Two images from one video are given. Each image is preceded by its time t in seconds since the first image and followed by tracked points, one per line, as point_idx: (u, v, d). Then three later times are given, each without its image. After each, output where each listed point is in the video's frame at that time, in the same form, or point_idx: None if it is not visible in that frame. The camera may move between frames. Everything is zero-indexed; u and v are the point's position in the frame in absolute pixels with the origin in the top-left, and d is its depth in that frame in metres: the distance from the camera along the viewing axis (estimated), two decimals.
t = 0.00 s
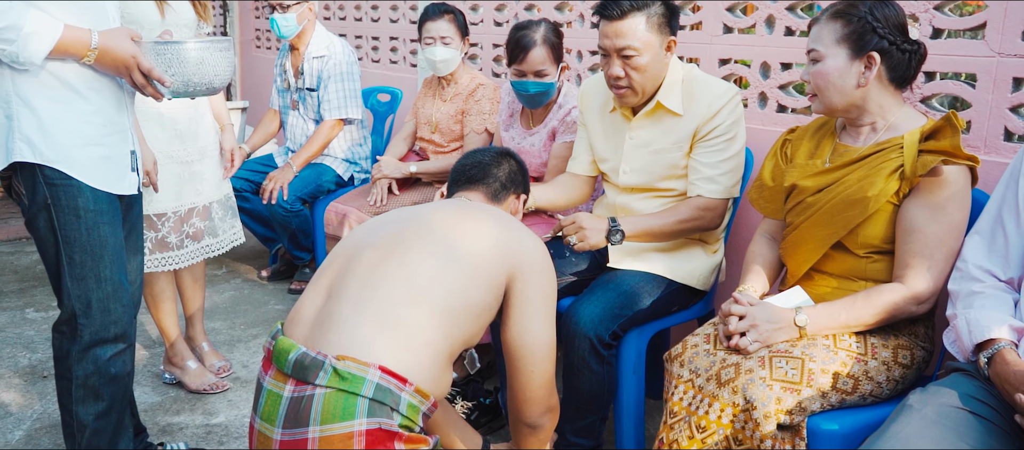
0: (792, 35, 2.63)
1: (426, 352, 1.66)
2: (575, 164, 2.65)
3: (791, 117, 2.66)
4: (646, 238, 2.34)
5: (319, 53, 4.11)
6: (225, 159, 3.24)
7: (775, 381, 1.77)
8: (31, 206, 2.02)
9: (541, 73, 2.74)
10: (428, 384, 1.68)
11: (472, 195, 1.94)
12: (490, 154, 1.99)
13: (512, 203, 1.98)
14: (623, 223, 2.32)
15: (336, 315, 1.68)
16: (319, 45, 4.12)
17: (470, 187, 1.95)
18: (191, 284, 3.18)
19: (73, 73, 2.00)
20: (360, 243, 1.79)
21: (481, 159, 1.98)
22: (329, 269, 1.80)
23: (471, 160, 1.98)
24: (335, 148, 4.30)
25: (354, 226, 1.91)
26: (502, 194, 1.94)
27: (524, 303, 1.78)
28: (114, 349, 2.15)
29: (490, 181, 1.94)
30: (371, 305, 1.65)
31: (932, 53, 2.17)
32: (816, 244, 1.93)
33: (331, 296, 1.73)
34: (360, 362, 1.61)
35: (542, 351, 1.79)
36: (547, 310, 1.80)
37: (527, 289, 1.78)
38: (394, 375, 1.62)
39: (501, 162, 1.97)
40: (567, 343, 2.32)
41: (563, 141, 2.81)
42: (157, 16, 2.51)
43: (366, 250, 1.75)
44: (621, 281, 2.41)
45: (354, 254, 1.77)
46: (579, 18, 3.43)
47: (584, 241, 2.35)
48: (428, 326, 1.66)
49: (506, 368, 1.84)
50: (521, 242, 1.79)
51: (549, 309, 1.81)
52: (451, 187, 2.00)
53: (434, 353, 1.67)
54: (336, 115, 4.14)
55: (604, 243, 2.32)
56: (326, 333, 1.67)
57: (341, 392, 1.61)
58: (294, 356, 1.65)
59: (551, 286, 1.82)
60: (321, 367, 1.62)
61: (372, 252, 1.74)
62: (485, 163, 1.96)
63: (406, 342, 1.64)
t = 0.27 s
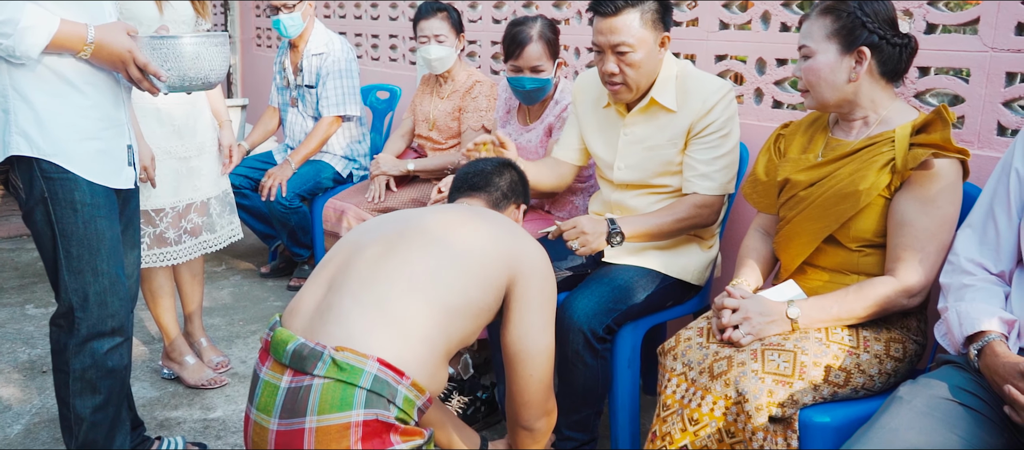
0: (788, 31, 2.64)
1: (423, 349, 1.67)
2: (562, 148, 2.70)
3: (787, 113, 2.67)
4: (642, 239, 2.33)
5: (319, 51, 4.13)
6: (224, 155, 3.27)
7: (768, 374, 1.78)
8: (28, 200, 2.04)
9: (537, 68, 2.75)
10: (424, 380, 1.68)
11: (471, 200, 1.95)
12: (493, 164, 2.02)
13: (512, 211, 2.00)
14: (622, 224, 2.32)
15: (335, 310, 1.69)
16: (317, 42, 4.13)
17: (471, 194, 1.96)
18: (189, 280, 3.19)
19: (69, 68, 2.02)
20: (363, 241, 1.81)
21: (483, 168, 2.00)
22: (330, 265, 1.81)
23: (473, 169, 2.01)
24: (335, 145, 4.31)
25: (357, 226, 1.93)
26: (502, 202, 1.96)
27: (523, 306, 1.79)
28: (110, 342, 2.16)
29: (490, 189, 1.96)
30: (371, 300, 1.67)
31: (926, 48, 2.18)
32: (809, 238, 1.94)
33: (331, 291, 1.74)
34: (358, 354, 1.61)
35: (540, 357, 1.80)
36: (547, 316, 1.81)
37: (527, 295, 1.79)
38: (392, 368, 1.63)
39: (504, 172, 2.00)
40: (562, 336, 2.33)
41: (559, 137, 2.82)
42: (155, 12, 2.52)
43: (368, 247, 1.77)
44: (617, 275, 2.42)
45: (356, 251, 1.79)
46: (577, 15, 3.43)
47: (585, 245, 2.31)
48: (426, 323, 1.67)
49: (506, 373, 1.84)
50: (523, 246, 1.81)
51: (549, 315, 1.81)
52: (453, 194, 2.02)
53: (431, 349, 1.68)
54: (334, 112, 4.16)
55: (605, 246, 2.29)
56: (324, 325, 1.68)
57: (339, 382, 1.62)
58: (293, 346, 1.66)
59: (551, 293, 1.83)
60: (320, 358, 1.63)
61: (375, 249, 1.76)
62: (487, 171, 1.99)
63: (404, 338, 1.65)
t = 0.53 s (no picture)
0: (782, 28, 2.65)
1: (420, 343, 1.68)
2: (551, 132, 2.69)
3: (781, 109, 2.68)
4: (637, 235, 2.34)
5: (319, 50, 4.14)
6: (220, 151, 3.29)
7: (759, 367, 1.79)
8: (25, 194, 2.05)
9: (532, 65, 2.76)
10: (420, 374, 1.69)
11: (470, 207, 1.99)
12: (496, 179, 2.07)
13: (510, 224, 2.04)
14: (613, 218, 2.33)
15: (334, 303, 1.70)
16: (315, 40, 4.15)
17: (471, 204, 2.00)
18: (187, 277, 3.20)
19: (65, 63, 2.03)
20: (364, 238, 1.83)
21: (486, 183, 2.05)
22: (330, 261, 1.83)
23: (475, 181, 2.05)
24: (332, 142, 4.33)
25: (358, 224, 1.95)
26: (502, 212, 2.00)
27: (523, 307, 1.81)
28: (107, 336, 2.17)
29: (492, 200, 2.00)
30: (369, 294, 1.68)
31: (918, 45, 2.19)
32: (800, 234, 1.95)
33: (330, 285, 1.75)
34: (355, 346, 1.63)
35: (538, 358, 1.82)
36: (545, 318, 1.83)
37: (527, 297, 1.81)
38: (388, 361, 1.64)
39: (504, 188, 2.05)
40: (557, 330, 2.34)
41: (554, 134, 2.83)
42: (153, 9, 2.54)
43: (370, 244, 1.79)
44: (612, 269, 2.44)
45: (357, 247, 1.80)
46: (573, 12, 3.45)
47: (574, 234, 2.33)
48: (425, 318, 1.69)
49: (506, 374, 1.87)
50: (524, 247, 1.83)
51: (548, 316, 1.84)
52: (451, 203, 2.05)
53: (428, 344, 1.69)
54: (332, 110, 4.17)
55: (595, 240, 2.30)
56: (322, 317, 1.69)
57: (335, 373, 1.63)
58: (290, 337, 1.67)
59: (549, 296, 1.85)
60: (317, 348, 1.64)
61: (376, 246, 1.77)
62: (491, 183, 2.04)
63: (402, 332, 1.66)
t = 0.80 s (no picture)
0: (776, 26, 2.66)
1: (418, 338, 1.70)
2: (544, 130, 2.69)
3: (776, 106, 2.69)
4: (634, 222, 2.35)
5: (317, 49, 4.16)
6: (219, 149, 3.31)
7: (750, 361, 1.80)
8: (24, 190, 2.07)
9: (528, 63, 2.78)
10: (417, 368, 1.71)
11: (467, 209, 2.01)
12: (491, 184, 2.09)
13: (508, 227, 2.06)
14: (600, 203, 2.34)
15: (334, 297, 1.72)
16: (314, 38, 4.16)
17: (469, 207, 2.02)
18: (186, 273, 3.22)
19: (63, 60, 2.05)
20: (365, 235, 1.84)
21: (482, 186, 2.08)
22: (330, 257, 1.84)
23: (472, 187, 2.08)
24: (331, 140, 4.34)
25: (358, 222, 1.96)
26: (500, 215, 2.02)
27: (522, 307, 1.84)
28: (106, 331, 2.19)
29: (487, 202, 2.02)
30: (369, 290, 1.70)
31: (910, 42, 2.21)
32: (792, 229, 1.97)
33: (330, 280, 1.77)
34: (353, 338, 1.65)
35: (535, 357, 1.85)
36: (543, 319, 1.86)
37: (526, 297, 1.84)
38: (385, 354, 1.66)
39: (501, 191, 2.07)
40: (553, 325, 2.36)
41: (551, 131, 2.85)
42: (151, 8, 2.55)
43: (371, 241, 1.80)
44: (608, 265, 2.45)
45: (357, 244, 1.82)
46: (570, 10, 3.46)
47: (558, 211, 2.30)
48: (424, 313, 1.70)
49: (507, 376, 1.90)
50: (524, 247, 1.86)
51: (546, 316, 1.87)
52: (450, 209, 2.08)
53: (426, 339, 1.71)
54: (331, 109, 4.19)
55: (579, 221, 2.31)
56: (321, 311, 1.71)
57: (333, 364, 1.65)
58: (289, 329, 1.69)
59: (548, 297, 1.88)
60: (316, 340, 1.66)
61: (378, 243, 1.79)
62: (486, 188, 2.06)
63: (401, 327, 1.68)
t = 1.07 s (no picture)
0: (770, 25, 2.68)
1: (415, 333, 1.71)
2: (534, 130, 2.71)
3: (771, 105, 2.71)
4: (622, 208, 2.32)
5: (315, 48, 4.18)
6: (219, 147, 3.32)
7: (742, 356, 1.82)
8: (23, 187, 2.09)
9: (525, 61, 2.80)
10: (414, 363, 1.72)
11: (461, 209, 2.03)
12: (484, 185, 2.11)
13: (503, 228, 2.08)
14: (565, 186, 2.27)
15: (332, 293, 1.73)
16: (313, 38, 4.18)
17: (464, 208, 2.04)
18: (185, 271, 3.24)
19: (61, 58, 2.07)
20: (364, 232, 1.86)
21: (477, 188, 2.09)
22: (329, 253, 1.86)
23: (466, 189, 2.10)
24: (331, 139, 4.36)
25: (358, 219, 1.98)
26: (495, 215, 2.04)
27: (519, 304, 1.85)
28: (105, 327, 2.20)
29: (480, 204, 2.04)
30: (368, 285, 1.71)
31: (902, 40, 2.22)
32: (784, 226, 1.99)
33: (329, 275, 1.79)
34: (352, 331, 1.66)
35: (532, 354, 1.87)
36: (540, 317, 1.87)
37: (523, 296, 1.85)
38: (382, 348, 1.67)
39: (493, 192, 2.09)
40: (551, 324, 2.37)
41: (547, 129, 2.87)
42: (150, 6, 2.57)
43: (371, 238, 1.82)
44: (604, 262, 2.47)
45: (357, 241, 1.84)
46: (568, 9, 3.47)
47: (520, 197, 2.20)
48: (422, 309, 1.72)
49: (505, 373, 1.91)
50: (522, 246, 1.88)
51: (543, 314, 1.88)
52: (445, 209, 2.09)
53: (423, 334, 1.72)
54: (330, 108, 4.20)
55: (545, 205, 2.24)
56: (320, 306, 1.73)
57: (331, 356, 1.66)
58: (288, 321, 1.71)
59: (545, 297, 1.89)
60: (315, 334, 1.68)
61: (377, 240, 1.81)
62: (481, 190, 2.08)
63: (399, 322, 1.69)
